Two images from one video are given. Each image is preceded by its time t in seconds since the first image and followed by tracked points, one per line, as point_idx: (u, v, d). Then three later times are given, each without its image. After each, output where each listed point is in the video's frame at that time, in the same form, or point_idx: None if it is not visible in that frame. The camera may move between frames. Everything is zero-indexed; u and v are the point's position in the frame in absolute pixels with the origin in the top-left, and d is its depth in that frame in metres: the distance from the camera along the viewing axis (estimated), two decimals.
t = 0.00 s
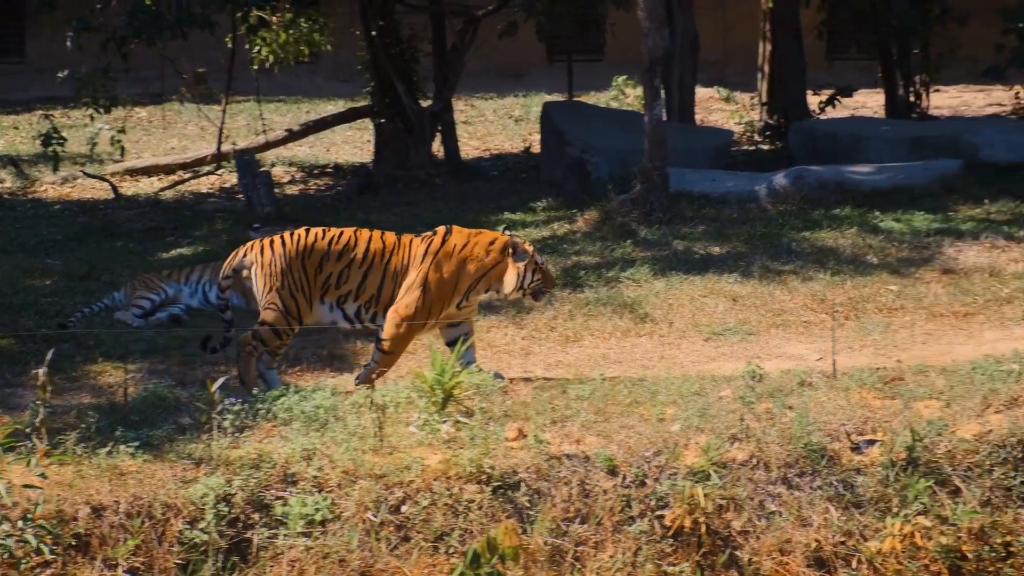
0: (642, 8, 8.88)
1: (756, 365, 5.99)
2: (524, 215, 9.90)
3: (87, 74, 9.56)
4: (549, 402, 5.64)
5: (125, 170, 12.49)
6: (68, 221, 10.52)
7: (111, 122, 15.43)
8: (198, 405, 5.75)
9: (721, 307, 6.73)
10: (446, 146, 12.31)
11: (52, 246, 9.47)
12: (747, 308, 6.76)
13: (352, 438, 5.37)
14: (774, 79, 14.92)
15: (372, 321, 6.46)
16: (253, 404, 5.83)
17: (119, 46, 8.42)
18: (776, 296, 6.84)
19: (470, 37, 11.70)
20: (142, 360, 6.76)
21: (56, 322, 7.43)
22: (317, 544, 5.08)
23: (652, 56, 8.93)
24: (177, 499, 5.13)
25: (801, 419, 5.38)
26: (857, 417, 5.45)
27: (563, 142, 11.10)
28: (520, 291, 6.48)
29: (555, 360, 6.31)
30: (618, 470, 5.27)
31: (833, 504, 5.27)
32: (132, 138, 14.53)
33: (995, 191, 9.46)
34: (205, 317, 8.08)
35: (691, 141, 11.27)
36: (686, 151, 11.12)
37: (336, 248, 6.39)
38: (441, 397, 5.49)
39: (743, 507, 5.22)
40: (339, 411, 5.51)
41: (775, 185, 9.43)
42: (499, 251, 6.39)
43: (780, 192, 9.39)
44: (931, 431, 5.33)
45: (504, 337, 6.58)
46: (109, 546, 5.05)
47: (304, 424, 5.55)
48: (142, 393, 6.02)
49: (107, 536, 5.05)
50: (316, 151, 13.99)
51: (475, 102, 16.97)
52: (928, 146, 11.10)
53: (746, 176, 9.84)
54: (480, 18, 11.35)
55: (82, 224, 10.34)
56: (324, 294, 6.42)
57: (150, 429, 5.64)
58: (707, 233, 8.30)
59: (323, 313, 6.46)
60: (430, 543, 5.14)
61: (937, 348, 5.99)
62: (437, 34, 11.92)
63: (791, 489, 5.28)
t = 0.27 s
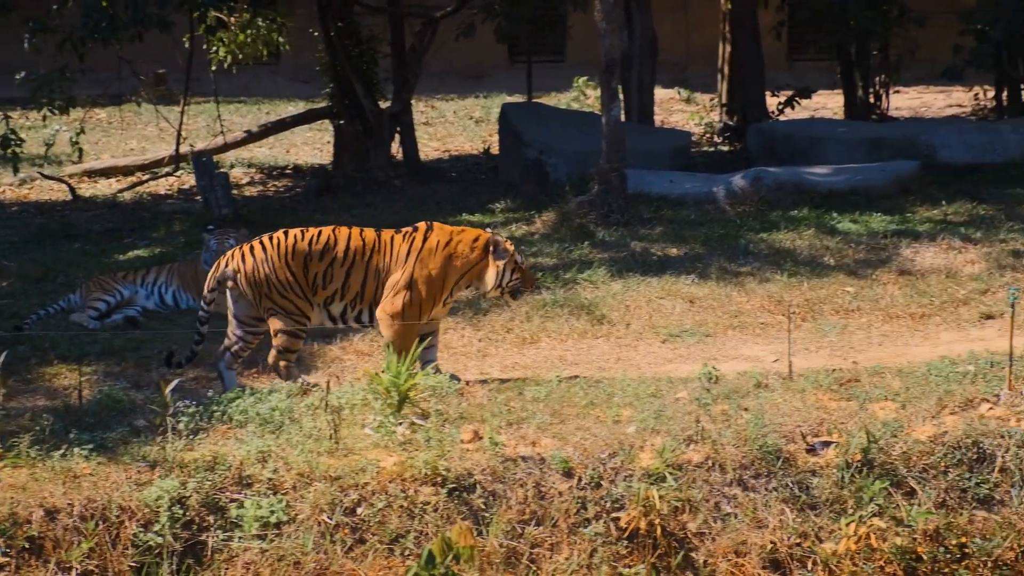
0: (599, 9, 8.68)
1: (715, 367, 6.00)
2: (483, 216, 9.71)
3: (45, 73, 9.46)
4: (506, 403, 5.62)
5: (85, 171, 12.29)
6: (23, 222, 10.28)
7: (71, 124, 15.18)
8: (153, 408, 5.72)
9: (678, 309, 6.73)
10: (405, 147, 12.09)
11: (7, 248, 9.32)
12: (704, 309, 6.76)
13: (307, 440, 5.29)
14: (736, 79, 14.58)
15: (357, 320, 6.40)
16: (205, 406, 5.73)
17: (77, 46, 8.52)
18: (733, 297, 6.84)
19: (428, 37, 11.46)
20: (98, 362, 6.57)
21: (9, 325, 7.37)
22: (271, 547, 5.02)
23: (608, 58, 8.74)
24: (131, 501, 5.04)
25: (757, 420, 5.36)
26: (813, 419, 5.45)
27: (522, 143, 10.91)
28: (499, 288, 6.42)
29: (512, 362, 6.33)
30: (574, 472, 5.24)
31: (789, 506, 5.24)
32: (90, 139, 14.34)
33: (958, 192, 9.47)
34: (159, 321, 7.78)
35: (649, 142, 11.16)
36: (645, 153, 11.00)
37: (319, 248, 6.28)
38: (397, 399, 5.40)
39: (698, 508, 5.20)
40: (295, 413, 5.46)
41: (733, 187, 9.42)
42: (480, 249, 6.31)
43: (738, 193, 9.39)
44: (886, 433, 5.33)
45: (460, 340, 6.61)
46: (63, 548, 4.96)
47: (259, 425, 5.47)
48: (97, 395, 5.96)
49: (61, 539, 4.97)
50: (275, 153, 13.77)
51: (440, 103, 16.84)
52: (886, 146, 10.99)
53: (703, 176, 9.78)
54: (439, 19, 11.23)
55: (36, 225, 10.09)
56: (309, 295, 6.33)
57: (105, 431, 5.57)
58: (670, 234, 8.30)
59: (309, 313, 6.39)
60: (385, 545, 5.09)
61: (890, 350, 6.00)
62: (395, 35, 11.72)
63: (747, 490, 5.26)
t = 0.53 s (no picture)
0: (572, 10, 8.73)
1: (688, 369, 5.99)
2: (457, 216, 9.64)
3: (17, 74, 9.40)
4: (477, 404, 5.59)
5: (59, 171, 12.25)
6: None
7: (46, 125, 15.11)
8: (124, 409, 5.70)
9: (652, 309, 6.73)
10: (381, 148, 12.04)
11: None
12: (677, 310, 6.75)
13: (277, 441, 5.26)
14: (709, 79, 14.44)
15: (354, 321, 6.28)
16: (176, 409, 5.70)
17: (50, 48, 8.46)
18: (705, 298, 6.84)
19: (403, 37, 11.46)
20: (69, 363, 6.48)
21: None
22: (242, 549, 4.98)
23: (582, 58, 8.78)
24: (101, 503, 4.99)
25: (728, 420, 5.36)
26: (784, 420, 5.44)
27: (495, 143, 10.89)
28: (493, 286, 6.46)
29: (485, 363, 6.34)
30: (545, 473, 5.23)
31: (759, 507, 5.24)
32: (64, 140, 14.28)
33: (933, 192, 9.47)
34: (131, 323, 7.64)
35: (622, 142, 11.16)
36: (619, 153, 11.02)
37: (314, 251, 6.17)
38: (368, 400, 5.39)
39: (670, 509, 5.19)
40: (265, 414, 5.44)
41: (707, 187, 9.42)
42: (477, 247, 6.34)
43: (712, 193, 9.39)
44: (858, 433, 5.33)
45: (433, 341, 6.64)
46: (32, 550, 4.91)
47: (230, 426, 5.44)
48: (68, 397, 5.92)
49: (31, 541, 4.91)
50: (251, 153, 13.76)
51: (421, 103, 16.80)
52: (860, 146, 10.99)
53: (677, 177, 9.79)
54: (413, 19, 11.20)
55: (8, 227, 10.01)
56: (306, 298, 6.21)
57: (75, 433, 5.53)
58: (645, 234, 8.30)
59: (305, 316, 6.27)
60: (356, 546, 5.07)
61: (858, 351, 6.00)
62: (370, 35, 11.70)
63: (718, 491, 5.26)
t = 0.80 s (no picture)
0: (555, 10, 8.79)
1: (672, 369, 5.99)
2: (441, 217, 9.61)
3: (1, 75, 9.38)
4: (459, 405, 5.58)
5: (43, 172, 12.25)
6: None
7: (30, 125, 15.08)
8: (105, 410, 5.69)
9: (635, 310, 6.73)
10: (366, 148, 12.01)
11: None
12: (660, 310, 6.75)
13: (258, 443, 5.24)
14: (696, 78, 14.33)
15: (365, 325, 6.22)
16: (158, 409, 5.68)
17: (34, 49, 8.45)
18: (688, 298, 6.84)
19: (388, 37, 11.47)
20: (51, 364, 6.44)
21: None
22: (222, 550, 4.96)
23: (565, 59, 8.82)
24: (82, 504, 4.97)
25: (710, 421, 5.35)
26: (766, 421, 5.44)
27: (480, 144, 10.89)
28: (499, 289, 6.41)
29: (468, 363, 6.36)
30: (526, 474, 5.23)
31: (741, 508, 5.24)
32: (49, 140, 14.26)
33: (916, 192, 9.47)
34: (113, 323, 7.59)
35: (606, 142, 11.16)
36: (603, 153, 11.03)
37: (322, 254, 6.12)
38: (349, 401, 5.39)
39: (651, 510, 5.20)
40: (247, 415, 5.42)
41: (691, 188, 9.40)
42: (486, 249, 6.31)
43: (696, 194, 9.36)
44: (840, 434, 5.33)
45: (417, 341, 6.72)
46: (13, 552, 4.87)
47: (213, 427, 5.43)
48: (49, 398, 5.90)
49: (11, 542, 4.88)
50: (236, 154, 13.76)
51: (410, 103, 16.80)
52: (844, 146, 10.99)
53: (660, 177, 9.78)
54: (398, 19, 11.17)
55: None
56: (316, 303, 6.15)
57: (57, 434, 5.51)
58: (630, 235, 8.30)
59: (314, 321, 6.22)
60: (337, 548, 5.05)
61: (839, 352, 6.01)
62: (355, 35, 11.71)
63: (700, 492, 5.26)
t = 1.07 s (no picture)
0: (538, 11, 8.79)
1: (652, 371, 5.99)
2: (424, 218, 9.60)
3: None
4: (439, 407, 5.58)
5: (27, 173, 12.22)
6: None
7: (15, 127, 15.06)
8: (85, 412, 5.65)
9: (617, 312, 6.73)
10: (350, 149, 12.04)
11: None
12: (642, 312, 6.75)
13: (238, 445, 5.23)
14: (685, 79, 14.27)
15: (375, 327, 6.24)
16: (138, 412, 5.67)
17: (16, 50, 8.43)
18: (670, 300, 6.85)
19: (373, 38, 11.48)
20: (31, 366, 6.40)
21: None
22: (202, 553, 4.94)
23: (547, 60, 8.87)
24: (60, 507, 4.93)
25: (690, 423, 5.35)
26: (746, 422, 5.43)
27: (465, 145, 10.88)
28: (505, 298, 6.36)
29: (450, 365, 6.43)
30: (505, 476, 5.23)
31: (721, 509, 5.24)
32: (34, 142, 14.24)
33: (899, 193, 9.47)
34: (94, 325, 7.53)
35: (590, 143, 11.10)
36: (586, 155, 10.97)
37: (334, 253, 6.15)
38: (329, 403, 5.37)
39: (631, 512, 5.19)
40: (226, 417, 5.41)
41: (674, 189, 9.44)
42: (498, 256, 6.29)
43: (679, 196, 9.41)
44: (819, 436, 5.33)
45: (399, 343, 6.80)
46: None
47: (192, 429, 5.42)
48: (28, 400, 5.87)
49: None
50: (222, 155, 13.76)
51: (399, 104, 16.79)
52: (829, 147, 10.98)
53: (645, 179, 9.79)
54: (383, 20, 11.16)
55: None
56: (325, 302, 6.17)
57: (36, 436, 5.48)
58: (614, 236, 8.31)
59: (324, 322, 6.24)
60: (316, 550, 5.04)
61: (818, 353, 6.01)
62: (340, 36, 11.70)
63: (679, 494, 5.25)
